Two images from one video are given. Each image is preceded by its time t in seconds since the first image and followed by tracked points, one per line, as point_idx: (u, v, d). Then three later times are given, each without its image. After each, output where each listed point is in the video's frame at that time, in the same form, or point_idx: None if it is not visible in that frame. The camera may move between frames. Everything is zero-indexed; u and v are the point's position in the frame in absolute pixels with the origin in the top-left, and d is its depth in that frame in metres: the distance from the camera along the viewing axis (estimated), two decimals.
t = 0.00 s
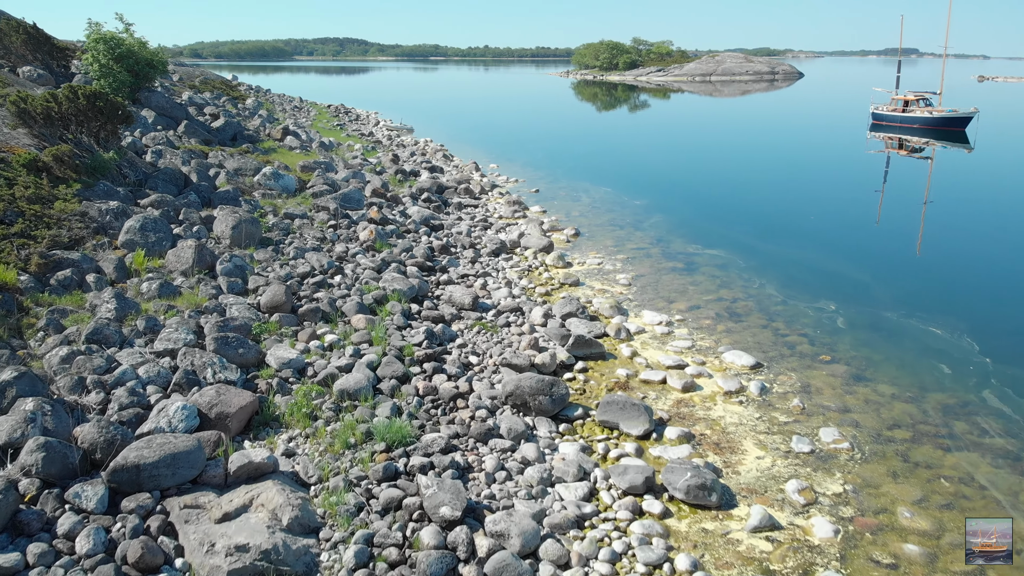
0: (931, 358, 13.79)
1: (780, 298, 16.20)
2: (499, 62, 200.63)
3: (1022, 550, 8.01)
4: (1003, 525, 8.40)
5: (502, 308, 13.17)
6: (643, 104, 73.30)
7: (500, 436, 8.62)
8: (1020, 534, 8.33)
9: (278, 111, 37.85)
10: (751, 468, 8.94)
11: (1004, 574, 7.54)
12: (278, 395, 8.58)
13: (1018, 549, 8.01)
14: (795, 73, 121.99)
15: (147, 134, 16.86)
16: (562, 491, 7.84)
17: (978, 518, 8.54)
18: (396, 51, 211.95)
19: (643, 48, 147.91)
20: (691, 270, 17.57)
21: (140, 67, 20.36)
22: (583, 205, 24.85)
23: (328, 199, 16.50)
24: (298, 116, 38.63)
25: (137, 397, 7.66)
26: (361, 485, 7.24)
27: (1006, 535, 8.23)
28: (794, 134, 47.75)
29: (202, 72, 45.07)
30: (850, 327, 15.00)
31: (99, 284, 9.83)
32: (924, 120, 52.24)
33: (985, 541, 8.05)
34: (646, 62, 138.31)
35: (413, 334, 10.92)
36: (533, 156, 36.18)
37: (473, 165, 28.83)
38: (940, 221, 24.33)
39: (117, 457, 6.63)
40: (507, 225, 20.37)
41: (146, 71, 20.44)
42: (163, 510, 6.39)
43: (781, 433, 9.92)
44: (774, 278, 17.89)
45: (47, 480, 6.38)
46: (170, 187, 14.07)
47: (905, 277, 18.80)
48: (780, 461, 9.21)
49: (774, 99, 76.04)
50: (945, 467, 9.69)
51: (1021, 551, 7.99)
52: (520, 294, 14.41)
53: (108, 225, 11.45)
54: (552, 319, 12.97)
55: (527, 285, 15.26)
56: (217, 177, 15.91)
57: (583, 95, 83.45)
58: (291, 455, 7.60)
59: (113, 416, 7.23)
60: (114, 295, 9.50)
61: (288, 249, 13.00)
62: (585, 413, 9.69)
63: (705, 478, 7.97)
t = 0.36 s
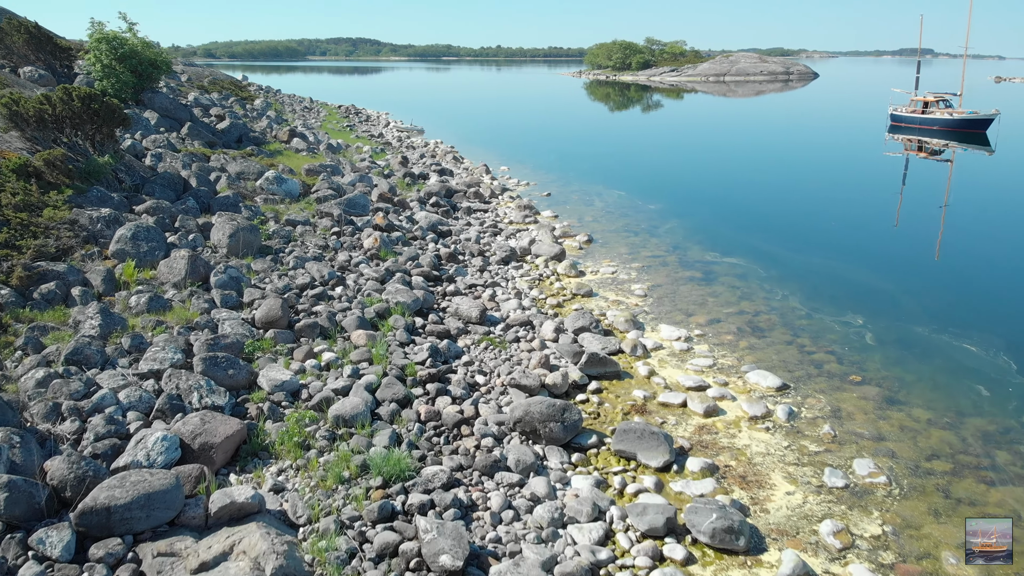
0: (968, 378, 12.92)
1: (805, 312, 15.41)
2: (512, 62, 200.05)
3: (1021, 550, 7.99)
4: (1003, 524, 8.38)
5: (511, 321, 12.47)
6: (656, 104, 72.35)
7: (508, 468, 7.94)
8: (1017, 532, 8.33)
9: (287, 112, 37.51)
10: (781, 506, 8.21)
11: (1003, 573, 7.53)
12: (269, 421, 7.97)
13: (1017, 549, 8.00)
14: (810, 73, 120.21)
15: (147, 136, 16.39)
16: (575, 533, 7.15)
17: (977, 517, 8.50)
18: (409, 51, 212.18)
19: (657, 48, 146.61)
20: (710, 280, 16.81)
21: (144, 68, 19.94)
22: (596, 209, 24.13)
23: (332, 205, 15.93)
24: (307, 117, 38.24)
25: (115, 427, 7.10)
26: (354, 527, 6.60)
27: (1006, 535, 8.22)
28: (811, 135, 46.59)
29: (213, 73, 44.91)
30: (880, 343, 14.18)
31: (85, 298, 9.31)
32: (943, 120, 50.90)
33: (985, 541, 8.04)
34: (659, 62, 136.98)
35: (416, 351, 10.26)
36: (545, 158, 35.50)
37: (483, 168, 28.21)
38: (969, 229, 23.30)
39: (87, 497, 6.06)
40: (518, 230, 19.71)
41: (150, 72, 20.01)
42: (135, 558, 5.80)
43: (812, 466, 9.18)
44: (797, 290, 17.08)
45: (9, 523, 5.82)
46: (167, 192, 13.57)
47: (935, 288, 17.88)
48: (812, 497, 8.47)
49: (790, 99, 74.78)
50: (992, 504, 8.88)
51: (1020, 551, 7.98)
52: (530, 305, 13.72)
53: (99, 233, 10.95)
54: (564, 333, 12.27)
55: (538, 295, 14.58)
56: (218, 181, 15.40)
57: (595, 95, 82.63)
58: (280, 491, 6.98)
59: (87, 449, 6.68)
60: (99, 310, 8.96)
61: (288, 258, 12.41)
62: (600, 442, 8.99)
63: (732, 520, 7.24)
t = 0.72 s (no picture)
0: (1009, 401, 12.05)
1: (831, 326, 14.59)
2: (525, 62, 199.44)
3: (1022, 550, 7.90)
4: (1003, 524, 8.27)
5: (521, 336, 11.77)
6: (670, 105, 71.40)
7: (515, 507, 7.26)
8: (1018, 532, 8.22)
9: (297, 113, 37.13)
10: (815, 551, 7.47)
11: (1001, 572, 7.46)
12: (257, 452, 7.36)
13: (1017, 549, 7.90)
14: (825, 73, 118.34)
15: (148, 140, 15.92)
16: None
17: (977, 516, 8.42)
18: (421, 52, 212.31)
19: (670, 48, 145.21)
20: (730, 291, 16.05)
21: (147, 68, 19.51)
22: (609, 214, 23.36)
23: (336, 211, 15.35)
24: (316, 118, 37.82)
25: (88, 461, 6.54)
26: None
27: (1006, 535, 8.12)
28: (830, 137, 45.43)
29: (223, 73, 44.66)
30: (912, 361, 13.34)
31: (68, 313, 8.78)
32: (963, 122, 49.15)
33: (985, 541, 7.96)
34: (672, 62, 135.60)
35: (419, 370, 9.60)
36: (557, 161, 34.80)
37: (493, 171, 27.56)
38: (1000, 237, 22.29)
39: (51, 545, 5.47)
40: (528, 237, 19.03)
41: (153, 72, 19.57)
42: None
43: (847, 503, 8.42)
44: (822, 302, 16.25)
45: None
46: (165, 199, 13.06)
47: (966, 300, 16.99)
48: (849, 540, 7.72)
49: (807, 100, 73.43)
50: None
51: (1020, 551, 7.88)
52: (541, 318, 13.03)
53: (88, 243, 10.43)
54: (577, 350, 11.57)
55: (549, 307, 13.88)
56: (218, 186, 14.88)
57: (608, 95, 81.70)
58: (266, 534, 6.36)
59: (56, 488, 6.14)
60: (82, 327, 8.42)
61: (287, 268, 11.81)
62: (615, 475, 8.30)
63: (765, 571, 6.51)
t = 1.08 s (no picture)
0: None
1: (859, 344, 13.76)
2: (537, 62, 198.85)
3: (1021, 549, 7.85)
4: (1003, 525, 8.23)
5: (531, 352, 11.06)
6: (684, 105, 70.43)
7: (522, 553, 6.59)
8: (1017, 532, 8.20)
9: (306, 114, 36.75)
10: None
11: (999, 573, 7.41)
12: (241, 488, 6.75)
13: (1017, 548, 7.86)
14: (840, 73, 116.24)
15: (147, 143, 15.44)
16: None
17: (977, 517, 8.38)
18: (433, 52, 212.33)
19: (684, 48, 143.67)
20: (751, 303, 15.28)
21: (149, 69, 19.10)
22: (623, 219, 22.58)
23: (339, 217, 14.74)
24: (326, 119, 37.42)
25: (54, 502, 5.97)
26: None
27: (1006, 535, 8.07)
28: (848, 139, 44.16)
29: (233, 74, 44.46)
30: (947, 382, 12.51)
31: (48, 331, 8.25)
32: (985, 124, 47.19)
33: (985, 541, 7.90)
34: (686, 62, 134.11)
35: (421, 393, 8.94)
36: (570, 163, 34.09)
37: (504, 174, 26.90)
38: None
39: None
40: (539, 244, 18.33)
41: (155, 73, 19.16)
42: None
43: (886, 547, 7.65)
44: (848, 316, 15.41)
45: None
46: (160, 205, 12.54)
47: (1000, 314, 16.10)
48: None
49: (824, 101, 71.87)
50: None
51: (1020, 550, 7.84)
52: (551, 333, 12.32)
53: (76, 253, 9.92)
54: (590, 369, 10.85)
55: (561, 319, 13.16)
56: (218, 191, 14.35)
57: (621, 95, 80.82)
58: None
59: (16, 534, 5.56)
60: (61, 346, 7.89)
61: (285, 279, 11.21)
62: (633, 513, 7.60)
63: None
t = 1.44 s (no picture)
0: None
1: (889, 362, 12.97)
2: (549, 62, 198.11)
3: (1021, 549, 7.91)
4: (1003, 525, 8.29)
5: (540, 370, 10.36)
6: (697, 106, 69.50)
7: None
8: (1017, 532, 8.25)
9: (314, 115, 36.35)
10: None
11: (999, 572, 7.46)
12: (222, 531, 6.15)
13: (1016, 548, 7.92)
14: (855, 73, 114.56)
15: (145, 146, 14.96)
16: None
17: (978, 516, 8.43)
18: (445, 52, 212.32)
19: (697, 48, 142.24)
20: (772, 316, 14.55)
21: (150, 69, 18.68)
22: (636, 224, 21.82)
23: (342, 224, 14.15)
24: (334, 120, 36.99)
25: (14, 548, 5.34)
26: None
27: (1006, 535, 8.13)
28: (867, 141, 43.04)
29: (243, 74, 44.19)
30: (984, 404, 11.72)
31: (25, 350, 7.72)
32: (1003, 126, 46.13)
33: (985, 541, 7.95)
34: (699, 62, 132.70)
35: (421, 419, 8.30)
36: (582, 165, 33.41)
37: (514, 177, 26.26)
38: None
39: None
40: (550, 251, 17.66)
41: (157, 74, 18.75)
42: None
43: None
44: (875, 331, 14.62)
45: None
46: (155, 212, 12.04)
47: None
48: None
49: (837, 102, 70.88)
50: None
51: (1019, 550, 7.90)
52: (562, 349, 11.62)
53: (61, 265, 9.42)
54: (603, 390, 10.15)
55: (572, 332, 12.43)
56: (216, 197, 13.83)
57: (633, 96, 79.93)
58: None
59: None
60: (36, 368, 7.35)
61: (281, 291, 10.62)
62: (651, 559, 6.93)
63: None
